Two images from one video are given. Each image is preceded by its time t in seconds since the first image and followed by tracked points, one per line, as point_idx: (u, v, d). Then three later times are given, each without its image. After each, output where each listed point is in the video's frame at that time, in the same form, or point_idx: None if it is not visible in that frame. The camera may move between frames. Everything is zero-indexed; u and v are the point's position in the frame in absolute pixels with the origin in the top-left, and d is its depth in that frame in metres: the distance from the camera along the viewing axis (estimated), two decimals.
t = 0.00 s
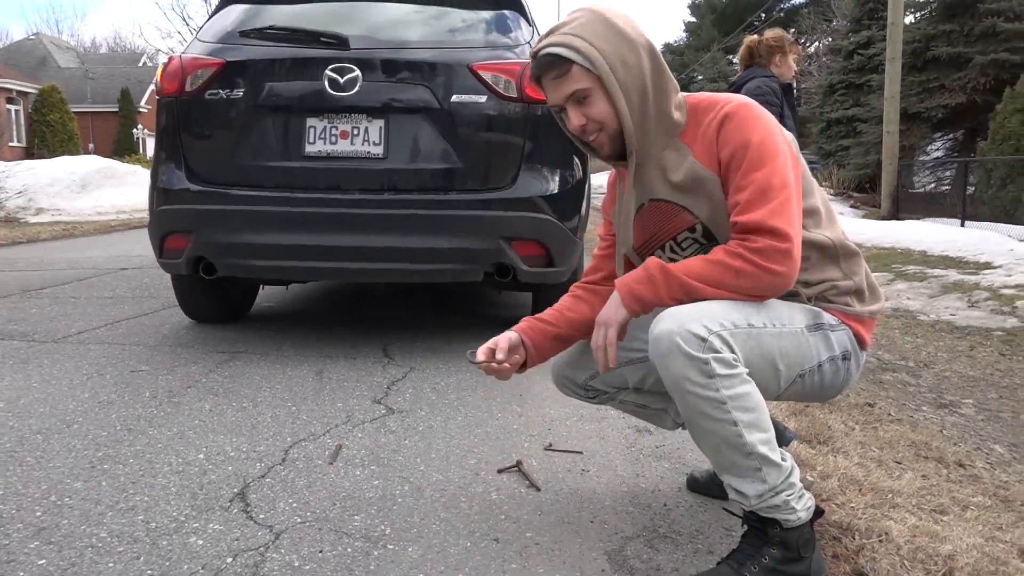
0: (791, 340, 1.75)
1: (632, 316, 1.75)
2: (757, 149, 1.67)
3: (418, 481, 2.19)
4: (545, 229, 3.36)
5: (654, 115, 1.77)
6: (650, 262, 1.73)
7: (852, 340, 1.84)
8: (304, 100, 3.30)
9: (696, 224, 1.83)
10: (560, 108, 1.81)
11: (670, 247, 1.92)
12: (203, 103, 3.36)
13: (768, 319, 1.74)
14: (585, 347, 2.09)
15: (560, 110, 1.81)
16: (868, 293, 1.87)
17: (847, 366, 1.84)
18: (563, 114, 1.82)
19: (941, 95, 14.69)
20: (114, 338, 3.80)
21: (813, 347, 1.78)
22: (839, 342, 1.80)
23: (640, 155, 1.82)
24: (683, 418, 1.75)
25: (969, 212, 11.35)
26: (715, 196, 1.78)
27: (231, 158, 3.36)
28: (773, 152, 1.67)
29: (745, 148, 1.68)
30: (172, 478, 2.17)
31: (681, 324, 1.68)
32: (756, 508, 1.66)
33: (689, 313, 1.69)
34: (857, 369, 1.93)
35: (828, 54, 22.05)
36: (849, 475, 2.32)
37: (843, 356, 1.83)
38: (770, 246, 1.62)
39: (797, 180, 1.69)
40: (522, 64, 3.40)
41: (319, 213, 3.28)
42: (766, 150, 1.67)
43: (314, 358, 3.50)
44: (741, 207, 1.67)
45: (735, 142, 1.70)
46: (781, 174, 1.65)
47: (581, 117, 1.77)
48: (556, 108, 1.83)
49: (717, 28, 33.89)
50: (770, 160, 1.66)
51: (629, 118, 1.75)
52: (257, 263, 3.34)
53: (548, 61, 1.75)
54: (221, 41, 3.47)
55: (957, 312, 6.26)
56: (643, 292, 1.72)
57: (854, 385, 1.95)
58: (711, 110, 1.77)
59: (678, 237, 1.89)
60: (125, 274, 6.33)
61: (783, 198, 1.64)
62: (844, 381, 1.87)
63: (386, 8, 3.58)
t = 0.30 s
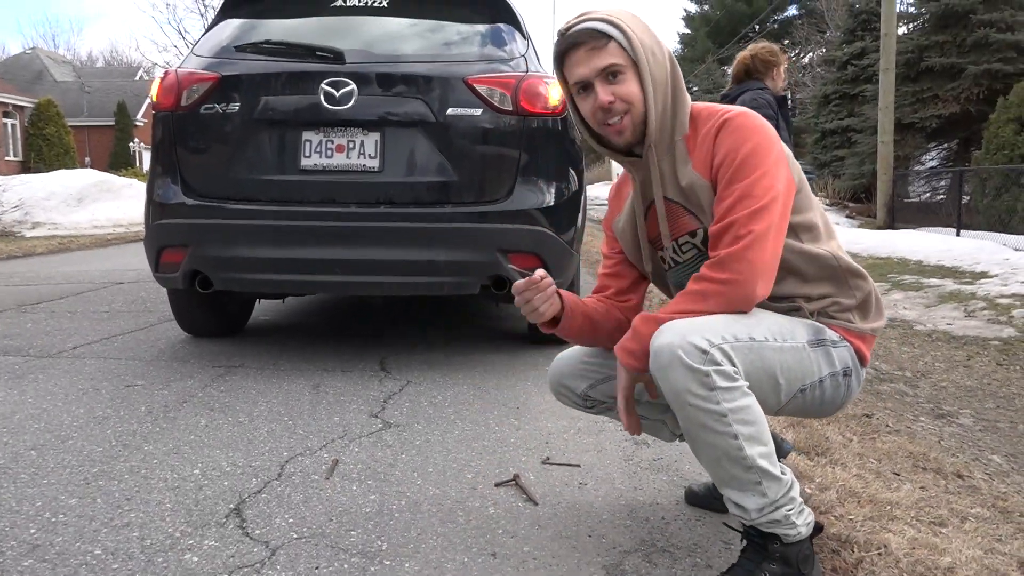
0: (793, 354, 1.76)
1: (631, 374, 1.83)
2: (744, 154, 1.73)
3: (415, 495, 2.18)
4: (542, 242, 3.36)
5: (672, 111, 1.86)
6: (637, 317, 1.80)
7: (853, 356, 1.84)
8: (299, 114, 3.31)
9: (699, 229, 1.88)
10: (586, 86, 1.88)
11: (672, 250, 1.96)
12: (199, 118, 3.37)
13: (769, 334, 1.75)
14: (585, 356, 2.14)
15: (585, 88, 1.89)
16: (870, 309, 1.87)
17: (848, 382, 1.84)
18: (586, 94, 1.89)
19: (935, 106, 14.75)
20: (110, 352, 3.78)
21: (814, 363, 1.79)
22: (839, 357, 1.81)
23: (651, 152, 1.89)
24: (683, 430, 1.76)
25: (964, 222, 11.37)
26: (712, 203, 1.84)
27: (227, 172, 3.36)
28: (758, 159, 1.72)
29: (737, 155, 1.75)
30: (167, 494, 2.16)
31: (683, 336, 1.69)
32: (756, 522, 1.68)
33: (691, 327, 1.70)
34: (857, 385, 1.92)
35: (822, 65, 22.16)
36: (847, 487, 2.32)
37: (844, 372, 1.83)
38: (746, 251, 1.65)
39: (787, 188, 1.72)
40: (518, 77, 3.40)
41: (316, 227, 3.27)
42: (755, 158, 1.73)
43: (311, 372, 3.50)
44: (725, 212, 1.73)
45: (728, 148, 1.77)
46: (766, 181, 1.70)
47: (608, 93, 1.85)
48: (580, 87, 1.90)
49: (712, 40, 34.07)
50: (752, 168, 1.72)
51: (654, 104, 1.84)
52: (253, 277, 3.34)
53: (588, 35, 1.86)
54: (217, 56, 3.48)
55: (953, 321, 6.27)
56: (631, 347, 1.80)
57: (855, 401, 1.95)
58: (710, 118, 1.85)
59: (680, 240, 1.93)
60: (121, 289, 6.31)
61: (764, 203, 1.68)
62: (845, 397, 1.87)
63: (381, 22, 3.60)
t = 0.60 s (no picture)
0: (795, 375, 1.77)
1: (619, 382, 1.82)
2: (745, 177, 1.74)
3: (403, 514, 2.16)
4: (533, 258, 3.36)
5: (679, 133, 1.89)
6: (632, 330, 1.80)
7: (850, 377, 1.84)
8: (290, 130, 3.31)
9: (696, 251, 1.90)
10: (601, 95, 1.89)
11: (670, 271, 1.98)
12: (190, 133, 3.36)
13: (772, 353, 1.75)
14: (579, 371, 2.12)
15: (599, 98, 1.90)
16: (869, 330, 1.87)
17: (845, 403, 1.84)
18: (599, 103, 1.90)
19: (923, 123, 14.86)
20: (97, 368, 3.75)
21: (815, 384, 1.79)
22: (838, 378, 1.81)
23: (655, 171, 1.90)
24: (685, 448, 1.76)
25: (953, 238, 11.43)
26: (711, 225, 1.84)
27: (217, 188, 3.35)
28: (760, 182, 1.74)
29: (737, 177, 1.76)
30: (152, 512, 2.14)
31: (690, 353, 1.69)
32: (753, 544, 1.68)
33: (693, 345, 1.70)
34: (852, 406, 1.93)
35: (812, 83, 22.33)
36: (837, 505, 2.31)
37: (843, 393, 1.83)
38: (748, 274, 1.66)
39: (787, 212, 1.73)
40: (509, 94, 3.42)
41: (307, 242, 3.27)
42: (755, 180, 1.74)
43: (300, 388, 3.48)
44: (726, 233, 1.74)
45: (728, 169, 1.78)
46: (766, 204, 1.71)
47: (622, 106, 1.86)
48: (593, 96, 1.91)
49: (702, 57, 34.34)
50: (753, 190, 1.73)
51: (664, 123, 1.86)
52: (243, 292, 3.32)
53: (612, 45, 1.87)
54: (208, 71, 3.49)
55: (942, 338, 6.29)
56: (625, 359, 1.80)
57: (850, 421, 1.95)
58: (709, 140, 1.86)
59: (677, 261, 1.95)
60: (110, 303, 6.27)
61: (765, 226, 1.68)
62: (841, 418, 1.87)
63: (373, 38, 3.61)
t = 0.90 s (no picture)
0: (795, 383, 1.77)
1: (626, 397, 1.83)
2: (745, 185, 1.75)
3: (400, 523, 2.15)
4: (530, 267, 3.36)
5: (681, 144, 1.89)
6: (635, 341, 1.80)
7: (848, 387, 1.84)
8: (287, 138, 3.31)
9: (695, 261, 1.90)
10: (606, 103, 1.89)
11: (668, 281, 1.97)
12: (186, 141, 3.36)
13: (772, 360, 1.75)
14: (577, 382, 2.12)
15: (604, 105, 1.90)
16: (864, 340, 1.89)
17: (843, 412, 1.84)
18: (604, 111, 1.90)
19: (918, 131, 14.90)
20: (92, 376, 3.74)
21: (814, 392, 1.79)
22: (837, 387, 1.81)
23: (657, 180, 1.90)
24: (685, 454, 1.75)
25: (948, 246, 11.45)
26: (711, 234, 1.85)
27: (214, 196, 3.35)
28: (760, 191, 1.74)
29: (737, 185, 1.76)
30: (147, 522, 2.13)
31: (692, 359, 1.69)
32: (752, 552, 1.68)
33: (695, 351, 1.70)
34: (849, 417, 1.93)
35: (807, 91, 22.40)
36: (834, 514, 2.31)
37: (840, 402, 1.83)
38: (749, 281, 1.66)
39: (786, 220, 1.73)
40: (506, 102, 3.42)
41: (303, 250, 3.26)
42: (755, 188, 1.74)
43: (296, 396, 3.47)
44: (727, 241, 1.74)
45: (728, 177, 1.79)
46: (767, 212, 1.71)
47: (627, 115, 1.86)
48: (599, 103, 1.91)
49: (698, 65, 34.45)
50: (754, 199, 1.73)
51: (668, 133, 1.86)
52: (238, 300, 3.31)
53: (620, 54, 1.88)
54: (205, 79, 3.49)
55: (938, 345, 6.30)
56: (629, 370, 1.81)
57: (847, 431, 1.95)
58: (710, 150, 1.87)
59: (676, 272, 1.94)
60: (105, 311, 6.25)
61: (765, 234, 1.69)
62: (839, 427, 1.87)
63: (370, 47, 3.61)
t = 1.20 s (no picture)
0: (793, 383, 1.77)
1: (623, 396, 1.84)
2: (740, 186, 1.75)
3: (400, 525, 2.15)
4: (528, 269, 3.37)
5: (677, 149, 1.89)
6: (633, 342, 1.81)
7: (846, 387, 1.85)
8: (285, 141, 3.31)
9: (692, 264, 1.91)
10: (601, 111, 1.88)
11: (666, 285, 1.98)
12: (184, 144, 3.36)
13: (770, 361, 1.76)
14: (576, 385, 2.12)
15: (599, 113, 1.89)
16: (862, 342, 1.89)
17: (842, 413, 1.85)
18: (600, 118, 1.89)
19: (914, 132, 14.92)
20: (91, 380, 3.73)
21: (812, 393, 1.80)
22: (835, 387, 1.82)
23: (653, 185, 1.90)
24: (683, 454, 1.76)
25: (945, 247, 11.46)
26: (708, 236, 1.85)
27: (212, 199, 3.35)
28: (756, 192, 1.75)
29: (732, 187, 1.77)
30: (147, 525, 2.13)
31: (690, 359, 1.69)
32: (751, 551, 1.68)
33: (692, 352, 1.71)
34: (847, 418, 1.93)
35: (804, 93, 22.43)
36: (834, 515, 2.31)
37: (839, 403, 1.83)
38: (745, 283, 1.67)
39: (782, 221, 1.74)
40: (504, 105, 3.43)
41: (302, 253, 3.26)
42: (750, 189, 1.75)
43: (295, 399, 3.47)
44: (723, 242, 1.74)
45: (723, 178, 1.79)
46: (763, 213, 1.72)
47: (622, 123, 1.85)
48: (594, 111, 1.90)
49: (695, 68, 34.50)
50: (750, 201, 1.74)
51: (664, 139, 1.86)
52: (237, 303, 3.31)
53: (614, 62, 1.87)
54: (203, 83, 3.49)
55: (936, 346, 6.30)
56: (627, 371, 1.81)
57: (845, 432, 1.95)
58: (705, 152, 1.87)
59: (674, 275, 1.95)
60: (103, 315, 6.25)
61: (761, 235, 1.69)
62: (837, 428, 1.88)
63: (368, 50, 3.62)
